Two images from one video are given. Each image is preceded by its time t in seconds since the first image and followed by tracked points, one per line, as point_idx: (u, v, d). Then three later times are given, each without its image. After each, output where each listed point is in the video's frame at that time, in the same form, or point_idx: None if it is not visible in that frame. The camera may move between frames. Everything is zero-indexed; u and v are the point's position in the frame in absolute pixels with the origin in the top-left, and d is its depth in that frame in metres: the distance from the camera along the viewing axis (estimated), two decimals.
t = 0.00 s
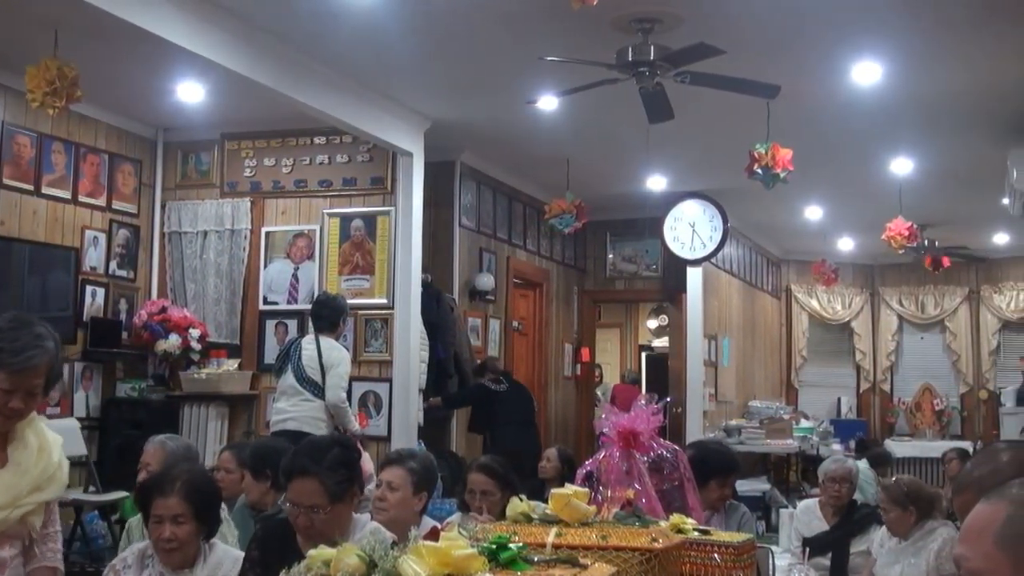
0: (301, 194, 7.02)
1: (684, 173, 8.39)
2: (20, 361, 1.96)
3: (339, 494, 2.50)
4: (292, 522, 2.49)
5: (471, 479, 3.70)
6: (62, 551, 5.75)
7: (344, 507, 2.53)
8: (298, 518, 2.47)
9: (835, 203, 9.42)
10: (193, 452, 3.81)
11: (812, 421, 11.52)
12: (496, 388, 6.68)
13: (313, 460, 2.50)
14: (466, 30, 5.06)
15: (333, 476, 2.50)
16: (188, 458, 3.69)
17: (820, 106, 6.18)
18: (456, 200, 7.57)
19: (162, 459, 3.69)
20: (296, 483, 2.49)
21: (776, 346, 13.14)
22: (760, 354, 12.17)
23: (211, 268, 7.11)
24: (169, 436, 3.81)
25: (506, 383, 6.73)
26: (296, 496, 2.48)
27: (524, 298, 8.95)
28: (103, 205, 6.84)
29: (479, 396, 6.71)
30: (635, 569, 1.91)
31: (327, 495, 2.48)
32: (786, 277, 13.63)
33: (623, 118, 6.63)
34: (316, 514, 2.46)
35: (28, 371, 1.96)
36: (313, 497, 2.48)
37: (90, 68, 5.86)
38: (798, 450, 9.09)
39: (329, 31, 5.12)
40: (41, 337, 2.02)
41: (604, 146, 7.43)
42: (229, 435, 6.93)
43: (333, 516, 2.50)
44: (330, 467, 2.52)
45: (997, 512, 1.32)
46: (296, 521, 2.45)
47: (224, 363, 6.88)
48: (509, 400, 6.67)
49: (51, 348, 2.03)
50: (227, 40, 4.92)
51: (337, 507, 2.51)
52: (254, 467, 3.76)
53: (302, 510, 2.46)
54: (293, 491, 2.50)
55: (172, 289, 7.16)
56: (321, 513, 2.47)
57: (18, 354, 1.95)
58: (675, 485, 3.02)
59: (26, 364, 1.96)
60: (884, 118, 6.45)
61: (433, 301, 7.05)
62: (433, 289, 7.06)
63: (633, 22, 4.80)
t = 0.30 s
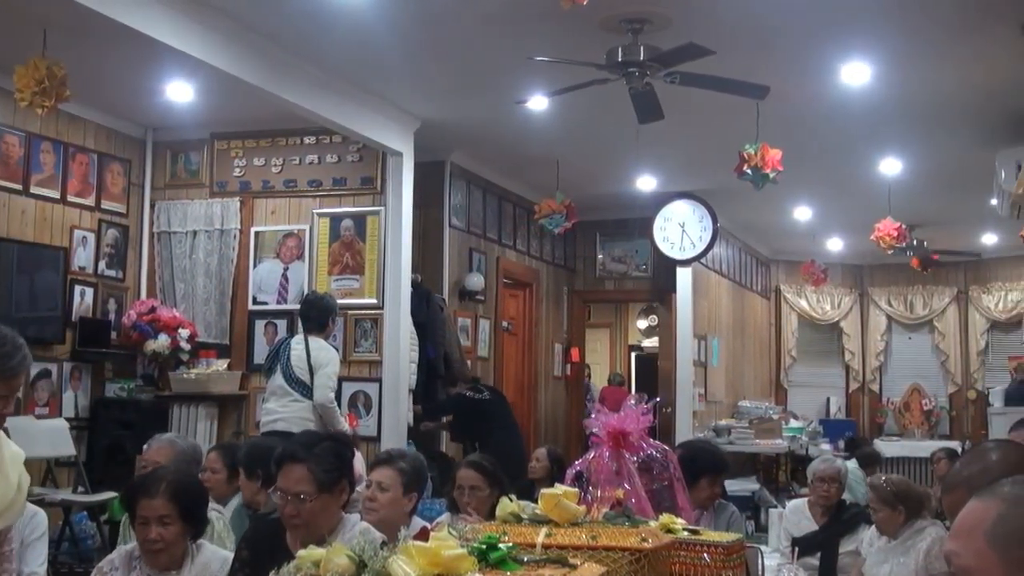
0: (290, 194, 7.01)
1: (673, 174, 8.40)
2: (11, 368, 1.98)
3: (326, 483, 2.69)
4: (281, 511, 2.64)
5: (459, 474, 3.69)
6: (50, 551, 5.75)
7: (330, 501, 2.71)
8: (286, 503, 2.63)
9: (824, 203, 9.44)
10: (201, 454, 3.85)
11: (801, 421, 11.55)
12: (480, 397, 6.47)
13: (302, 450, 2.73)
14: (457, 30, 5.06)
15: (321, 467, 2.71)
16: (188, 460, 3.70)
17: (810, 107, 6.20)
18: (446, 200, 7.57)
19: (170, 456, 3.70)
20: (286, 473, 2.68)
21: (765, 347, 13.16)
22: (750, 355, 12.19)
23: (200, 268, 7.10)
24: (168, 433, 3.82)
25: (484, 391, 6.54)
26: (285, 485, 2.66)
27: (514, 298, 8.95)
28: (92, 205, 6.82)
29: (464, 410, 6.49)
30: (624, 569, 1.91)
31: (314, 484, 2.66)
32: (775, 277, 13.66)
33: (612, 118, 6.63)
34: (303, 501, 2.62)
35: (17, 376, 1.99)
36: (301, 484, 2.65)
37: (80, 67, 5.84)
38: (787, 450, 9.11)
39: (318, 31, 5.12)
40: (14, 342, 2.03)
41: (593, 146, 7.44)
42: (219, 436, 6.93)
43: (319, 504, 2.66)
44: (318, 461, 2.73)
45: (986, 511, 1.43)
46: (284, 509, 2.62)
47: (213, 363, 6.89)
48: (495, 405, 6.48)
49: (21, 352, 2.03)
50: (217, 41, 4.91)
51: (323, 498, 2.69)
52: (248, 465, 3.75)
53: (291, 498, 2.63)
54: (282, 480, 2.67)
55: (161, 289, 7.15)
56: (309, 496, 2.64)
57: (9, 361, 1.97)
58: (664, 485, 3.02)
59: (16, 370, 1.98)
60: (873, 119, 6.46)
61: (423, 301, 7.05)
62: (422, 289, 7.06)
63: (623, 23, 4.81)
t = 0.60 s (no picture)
0: (281, 194, 7.01)
1: (665, 174, 8.41)
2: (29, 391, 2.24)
3: (318, 475, 2.72)
4: (271, 499, 2.69)
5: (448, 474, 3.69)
6: (40, 552, 5.75)
7: (322, 494, 2.73)
8: (277, 491, 2.67)
9: (814, 203, 9.46)
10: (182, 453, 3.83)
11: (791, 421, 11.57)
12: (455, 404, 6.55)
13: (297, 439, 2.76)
14: (448, 30, 5.06)
15: (314, 457, 2.74)
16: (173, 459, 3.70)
17: (800, 107, 6.21)
18: (437, 200, 7.57)
19: (153, 458, 3.70)
20: (278, 461, 2.72)
21: (755, 347, 13.18)
22: (740, 356, 12.20)
23: (191, 268, 7.09)
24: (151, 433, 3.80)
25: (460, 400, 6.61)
26: (277, 473, 2.70)
27: (505, 298, 8.95)
28: (82, 204, 6.81)
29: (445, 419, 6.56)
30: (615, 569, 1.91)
31: (305, 473, 2.69)
32: (765, 277, 13.68)
33: (603, 118, 6.64)
34: (292, 489, 2.66)
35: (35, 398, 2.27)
36: (292, 474, 2.69)
37: (69, 67, 5.83)
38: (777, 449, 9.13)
39: (307, 31, 5.11)
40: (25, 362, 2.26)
41: (584, 147, 7.44)
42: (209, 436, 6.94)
43: (309, 495, 2.69)
44: (312, 451, 2.76)
45: (979, 509, 1.44)
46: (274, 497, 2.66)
47: (204, 363, 6.87)
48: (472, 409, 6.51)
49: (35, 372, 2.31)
50: (208, 41, 4.91)
51: (314, 489, 2.71)
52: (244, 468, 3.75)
53: (281, 487, 2.67)
54: (275, 468, 2.72)
55: (151, 289, 7.13)
56: (299, 485, 2.67)
57: (30, 386, 2.23)
58: (655, 485, 3.03)
59: (35, 393, 2.26)
60: (864, 119, 6.47)
61: (414, 301, 7.05)
62: (413, 289, 7.06)
63: (614, 23, 4.81)
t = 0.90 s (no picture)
0: (271, 193, 7.00)
1: (655, 175, 8.42)
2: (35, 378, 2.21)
3: (314, 470, 2.71)
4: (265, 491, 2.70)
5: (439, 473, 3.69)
6: (30, 552, 5.75)
7: (317, 490, 2.71)
8: (271, 483, 2.69)
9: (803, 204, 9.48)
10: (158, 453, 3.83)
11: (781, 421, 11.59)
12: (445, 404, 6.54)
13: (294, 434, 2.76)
14: (439, 30, 5.06)
15: (312, 452, 2.74)
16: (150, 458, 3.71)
17: (791, 108, 6.22)
18: (428, 200, 7.57)
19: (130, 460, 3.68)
20: (275, 453, 2.73)
21: (746, 347, 13.20)
22: (730, 356, 12.22)
23: (181, 268, 7.08)
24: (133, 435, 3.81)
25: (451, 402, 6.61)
26: (273, 465, 2.71)
27: (495, 298, 8.95)
28: (72, 204, 6.80)
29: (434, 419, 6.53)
30: (605, 570, 1.91)
31: (300, 466, 2.69)
32: (755, 278, 13.70)
33: (593, 119, 6.65)
34: (285, 481, 2.67)
35: (41, 390, 2.23)
36: (287, 467, 2.70)
37: (57, 66, 5.82)
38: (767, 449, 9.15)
39: (298, 30, 5.11)
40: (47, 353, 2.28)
41: (574, 147, 7.44)
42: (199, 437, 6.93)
43: (303, 489, 2.68)
44: (309, 446, 2.76)
45: (970, 508, 1.44)
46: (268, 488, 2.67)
47: (194, 363, 6.87)
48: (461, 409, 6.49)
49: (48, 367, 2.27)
50: (198, 41, 4.91)
51: (309, 485, 2.70)
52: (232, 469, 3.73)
53: (276, 478, 2.68)
54: (271, 461, 2.73)
55: (141, 289, 7.12)
56: (292, 477, 2.68)
57: (37, 378, 2.21)
58: (646, 485, 3.03)
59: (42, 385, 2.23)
60: (853, 120, 6.48)
61: (404, 301, 7.05)
62: (404, 289, 7.06)
63: (605, 24, 4.82)
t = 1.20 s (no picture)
0: (260, 193, 6.99)
1: (645, 175, 8.42)
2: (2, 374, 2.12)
3: (307, 467, 2.71)
4: (256, 487, 2.69)
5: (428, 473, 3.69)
6: (18, 553, 5.73)
7: (308, 488, 2.71)
8: (264, 479, 2.67)
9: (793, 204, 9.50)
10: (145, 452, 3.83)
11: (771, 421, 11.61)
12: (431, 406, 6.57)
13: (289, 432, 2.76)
14: (430, 30, 5.06)
15: (306, 450, 2.74)
16: (133, 458, 3.72)
17: (780, 108, 6.23)
18: (418, 200, 7.56)
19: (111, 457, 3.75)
20: (269, 449, 2.72)
21: (736, 347, 13.21)
22: (720, 357, 12.23)
23: (170, 268, 7.06)
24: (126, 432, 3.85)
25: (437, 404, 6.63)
26: (267, 461, 2.70)
27: (486, 298, 8.95)
28: (61, 204, 6.78)
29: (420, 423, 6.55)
30: (595, 569, 1.91)
31: (294, 463, 2.69)
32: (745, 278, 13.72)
33: (583, 119, 6.65)
34: (278, 477, 2.66)
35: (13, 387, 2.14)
36: (281, 463, 2.69)
37: (46, 65, 5.80)
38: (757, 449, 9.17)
39: (288, 31, 5.11)
40: (20, 348, 2.20)
41: (564, 147, 7.45)
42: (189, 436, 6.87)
43: (296, 485, 2.67)
44: (303, 445, 2.76)
45: (960, 507, 1.45)
46: (261, 483, 2.66)
47: (183, 363, 6.83)
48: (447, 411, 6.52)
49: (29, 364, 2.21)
50: (187, 41, 4.90)
51: (302, 482, 2.70)
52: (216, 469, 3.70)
53: (269, 473, 2.67)
54: (265, 456, 2.72)
55: (130, 289, 7.09)
56: (286, 473, 2.67)
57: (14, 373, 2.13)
58: (636, 485, 3.03)
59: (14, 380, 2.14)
60: (843, 120, 6.50)
61: (395, 301, 7.04)
62: (394, 289, 7.05)
63: (595, 24, 4.82)
